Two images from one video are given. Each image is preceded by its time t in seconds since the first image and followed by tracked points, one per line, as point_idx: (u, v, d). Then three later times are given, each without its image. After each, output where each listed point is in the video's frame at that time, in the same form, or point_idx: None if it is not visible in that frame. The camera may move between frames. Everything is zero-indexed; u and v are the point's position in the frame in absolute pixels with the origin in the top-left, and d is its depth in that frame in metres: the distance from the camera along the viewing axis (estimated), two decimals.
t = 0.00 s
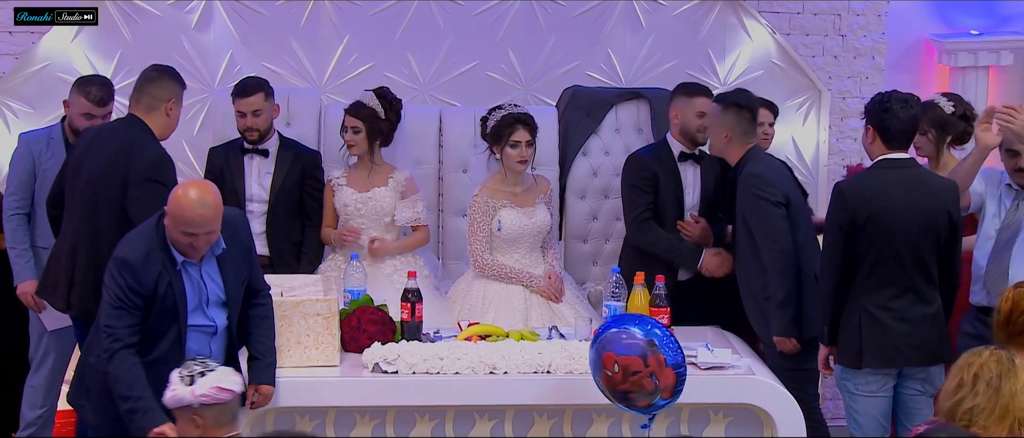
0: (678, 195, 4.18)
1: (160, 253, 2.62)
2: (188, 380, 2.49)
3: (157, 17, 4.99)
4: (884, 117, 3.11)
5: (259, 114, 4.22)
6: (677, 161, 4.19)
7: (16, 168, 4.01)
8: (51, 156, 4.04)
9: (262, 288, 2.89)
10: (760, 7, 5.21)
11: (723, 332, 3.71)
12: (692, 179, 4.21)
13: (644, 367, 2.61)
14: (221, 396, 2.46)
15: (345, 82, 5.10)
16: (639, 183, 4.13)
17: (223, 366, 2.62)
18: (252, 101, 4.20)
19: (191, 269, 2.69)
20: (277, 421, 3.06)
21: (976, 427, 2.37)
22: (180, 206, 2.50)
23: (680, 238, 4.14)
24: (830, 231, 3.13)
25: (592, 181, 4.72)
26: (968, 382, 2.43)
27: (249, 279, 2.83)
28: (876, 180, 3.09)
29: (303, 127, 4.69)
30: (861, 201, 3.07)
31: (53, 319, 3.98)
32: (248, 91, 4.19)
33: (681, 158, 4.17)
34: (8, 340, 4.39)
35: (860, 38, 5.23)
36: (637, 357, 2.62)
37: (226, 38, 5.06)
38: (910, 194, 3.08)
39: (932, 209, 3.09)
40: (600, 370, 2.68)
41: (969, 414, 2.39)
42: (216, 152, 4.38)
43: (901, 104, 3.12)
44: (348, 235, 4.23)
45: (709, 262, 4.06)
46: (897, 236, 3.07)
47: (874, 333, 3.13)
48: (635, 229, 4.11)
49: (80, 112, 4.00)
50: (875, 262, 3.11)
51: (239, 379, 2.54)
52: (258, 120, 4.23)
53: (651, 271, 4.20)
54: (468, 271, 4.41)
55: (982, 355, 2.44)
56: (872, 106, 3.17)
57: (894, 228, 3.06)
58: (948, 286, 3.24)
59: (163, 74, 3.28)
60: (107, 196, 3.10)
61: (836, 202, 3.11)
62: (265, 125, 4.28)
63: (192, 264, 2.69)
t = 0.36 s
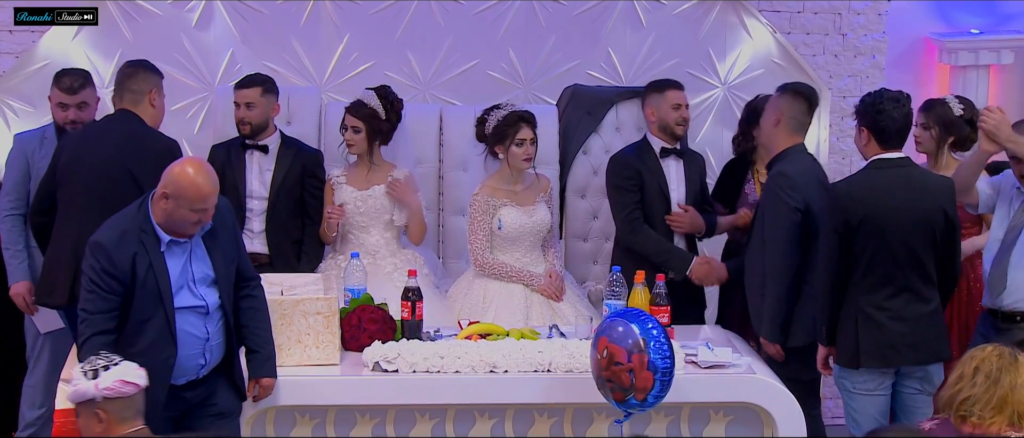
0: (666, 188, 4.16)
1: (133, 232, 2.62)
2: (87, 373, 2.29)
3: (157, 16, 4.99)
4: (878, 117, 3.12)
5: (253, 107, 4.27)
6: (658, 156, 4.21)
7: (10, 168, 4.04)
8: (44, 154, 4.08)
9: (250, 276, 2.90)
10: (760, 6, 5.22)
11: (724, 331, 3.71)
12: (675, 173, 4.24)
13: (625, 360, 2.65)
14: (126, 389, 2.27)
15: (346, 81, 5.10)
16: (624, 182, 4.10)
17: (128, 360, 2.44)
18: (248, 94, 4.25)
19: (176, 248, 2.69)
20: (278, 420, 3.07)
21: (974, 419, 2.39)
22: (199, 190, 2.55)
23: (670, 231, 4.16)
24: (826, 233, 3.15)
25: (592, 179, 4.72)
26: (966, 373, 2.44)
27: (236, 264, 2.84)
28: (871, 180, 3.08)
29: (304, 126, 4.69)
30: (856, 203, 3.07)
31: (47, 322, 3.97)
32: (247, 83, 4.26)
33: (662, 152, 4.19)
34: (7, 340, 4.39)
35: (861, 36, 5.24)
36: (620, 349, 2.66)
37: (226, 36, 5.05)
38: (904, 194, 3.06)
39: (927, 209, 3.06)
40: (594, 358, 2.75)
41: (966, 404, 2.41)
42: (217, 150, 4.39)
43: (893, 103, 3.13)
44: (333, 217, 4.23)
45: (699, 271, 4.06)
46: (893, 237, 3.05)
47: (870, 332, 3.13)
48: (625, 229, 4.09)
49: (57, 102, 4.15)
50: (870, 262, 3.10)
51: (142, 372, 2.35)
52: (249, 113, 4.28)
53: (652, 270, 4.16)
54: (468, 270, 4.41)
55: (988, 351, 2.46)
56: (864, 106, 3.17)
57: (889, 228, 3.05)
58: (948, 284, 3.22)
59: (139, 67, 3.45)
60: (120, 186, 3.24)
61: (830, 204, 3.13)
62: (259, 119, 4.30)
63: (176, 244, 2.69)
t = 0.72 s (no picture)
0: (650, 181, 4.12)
1: (145, 221, 2.62)
2: None
3: (157, 16, 4.99)
4: (871, 119, 3.13)
5: (246, 108, 4.29)
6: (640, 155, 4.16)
7: None
8: (31, 159, 4.04)
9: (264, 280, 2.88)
10: (759, 7, 5.23)
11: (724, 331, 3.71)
12: (659, 169, 4.21)
13: (613, 362, 2.69)
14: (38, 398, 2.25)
15: (345, 80, 5.10)
16: (611, 185, 4.05)
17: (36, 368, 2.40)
18: (241, 95, 4.27)
19: (186, 235, 2.69)
20: (277, 420, 3.08)
21: (999, 421, 2.43)
22: (220, 165, 2.61)
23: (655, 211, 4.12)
24: (822, 234, 3.15)
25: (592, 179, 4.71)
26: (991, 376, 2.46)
27: (248, 264, 2.81)
28: (865, 180, 3.08)
29: (304, 126, 4.70)
30: (850, 203, 3.06)
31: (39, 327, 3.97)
32: (242, 84, 4.28)
33: (643, 151, 4.15)
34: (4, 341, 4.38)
35: (860, 37, 5.25)
36: (609, 351, 2.71)
37: (225, 36, 5.05)
38: (898, 193, 3.06)
39: (922, 209, 3.07)
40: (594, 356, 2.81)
41: (994, 407, 2.44)
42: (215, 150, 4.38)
43: (884, 103, 3.16)
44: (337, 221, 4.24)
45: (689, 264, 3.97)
46: (888, 237, 3.05)
47: (867, 332, 3.12)
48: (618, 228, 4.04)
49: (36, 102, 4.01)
50: (867, 262, 3.09)
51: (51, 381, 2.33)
52: (242, 114, 4.29)
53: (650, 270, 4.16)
54: (467, 270, 4.41)
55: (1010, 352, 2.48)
56: (855, 108, 3.19)
57: (884, 228, 3.04)
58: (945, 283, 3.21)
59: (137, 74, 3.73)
60: (121, 174, 3.39)
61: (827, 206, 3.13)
62: (252, 120, 4.31)
63: (188, 231, 2.69)
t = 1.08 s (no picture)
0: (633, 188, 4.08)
1: (218, 210, 2.61)
2: None
3: (156, 17, 5.00)
4: (863, 121, 3.12)
5: (225, 114, 4.25)
6: (625, 158, 4.15)
7: None
8: (20, 163, 3.93)
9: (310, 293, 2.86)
10: (758, 7, 5.24)
11: (723, 331, 3.71)
12: (644, 171, 4.21)
13: (611, 365, 2.70)
14: None
15: (344, 81, 5.10)
16: (592, 190, 4.04)
17: None
18: (220, 101, 4.24)
19: (254, 232, 2.68)
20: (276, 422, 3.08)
21: (978, 413, 2.45)
22: (293, 163, 2.61)
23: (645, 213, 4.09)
24: (818, 236, 3.14)
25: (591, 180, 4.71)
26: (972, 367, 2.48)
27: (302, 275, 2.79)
28: (860, 181, 3.08)
29: (303, 126, 4.70)
30: (844, 205, 3.06)
31: (30, 330, 3.95)
32: (221, 90, 4.24)
33: (628, 154, 4.13)
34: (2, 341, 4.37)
35: (859, 37, 5.25)
36: (609, 353, 2.72)
37: (225, 37, 5.06)
38: (892, 194, 3.06)
39: (917, 209, 3.07)
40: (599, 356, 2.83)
41: (972, 399, 2.46)
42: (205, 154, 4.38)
43: (874, 104, 3.15)
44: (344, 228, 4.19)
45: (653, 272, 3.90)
46: (885, 238, 3.05)
47: (864, 334, 3.12)
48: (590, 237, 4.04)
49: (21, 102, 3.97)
50: (863, 263, 3.09)
51: None
52: (223, 120, 4.25)
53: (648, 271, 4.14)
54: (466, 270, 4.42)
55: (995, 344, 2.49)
56: (847, 109, 3.18)
57: (880, 229, 3.04)
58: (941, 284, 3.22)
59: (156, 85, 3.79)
60: (127, 176, 3.44)
61: (822, 207, 3.12)
62: (231, 127, 4.28)
63: (255, 228, 2.68)
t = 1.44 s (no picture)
0: (620, 190, 4.05)
1: (279, 204, 2.68)
2: None
3: (156, 17, 5.00)
4: (853, 120, 3.12)
5: (217, 116, 4.22)
6: (614, 160, 4.13)
7: None
8: (13, 164, 3.94)
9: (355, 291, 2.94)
10: (759, 8, 5.23)
11: (723, 332, 3.71)
12: (634, 172, 4.17)
13: (611, 371, 2.70)
14: None
15: (345, 82, 5.11)
16: (577, 193, 4.06)
17: None
18: (212, 103, 4.20)
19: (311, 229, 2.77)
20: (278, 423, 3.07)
21: (975, 396, 2.53)
22: (342, 159, 2.73)
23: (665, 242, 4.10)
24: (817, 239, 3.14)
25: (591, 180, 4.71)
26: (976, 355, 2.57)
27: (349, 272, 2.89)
28: (857, 182, 3.08)
29: (303, 127, 4.71)
30: (841, 206, 3.06)
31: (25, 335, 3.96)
32: (211, 92, 4.21)
33: (617, 155, 4.11)
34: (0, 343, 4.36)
35: (859, 38, 5.24)
36: (609, 358, 2.72)
37: (225, 38, 5.06)
38: (891, 195, 3.06)
39: (916, 209, 3.08)
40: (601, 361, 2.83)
41: (970, 383, 2.55)
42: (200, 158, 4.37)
43: (866, 105, 3.15)
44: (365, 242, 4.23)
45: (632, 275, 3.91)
46: (882, 239, 3.05)
47: (863, 336, 3.12)
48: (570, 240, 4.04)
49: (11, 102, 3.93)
50: (862, 265, 3.09)
51: None
52: (213, 122, 4.23)
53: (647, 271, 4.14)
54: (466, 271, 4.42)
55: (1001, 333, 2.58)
56: (838, 110, 3.18)
57: (877, 230, 3.05)
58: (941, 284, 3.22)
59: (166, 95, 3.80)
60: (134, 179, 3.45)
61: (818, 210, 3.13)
62: (224, 129, 4.25)
63: (311, 225, 2.76)
